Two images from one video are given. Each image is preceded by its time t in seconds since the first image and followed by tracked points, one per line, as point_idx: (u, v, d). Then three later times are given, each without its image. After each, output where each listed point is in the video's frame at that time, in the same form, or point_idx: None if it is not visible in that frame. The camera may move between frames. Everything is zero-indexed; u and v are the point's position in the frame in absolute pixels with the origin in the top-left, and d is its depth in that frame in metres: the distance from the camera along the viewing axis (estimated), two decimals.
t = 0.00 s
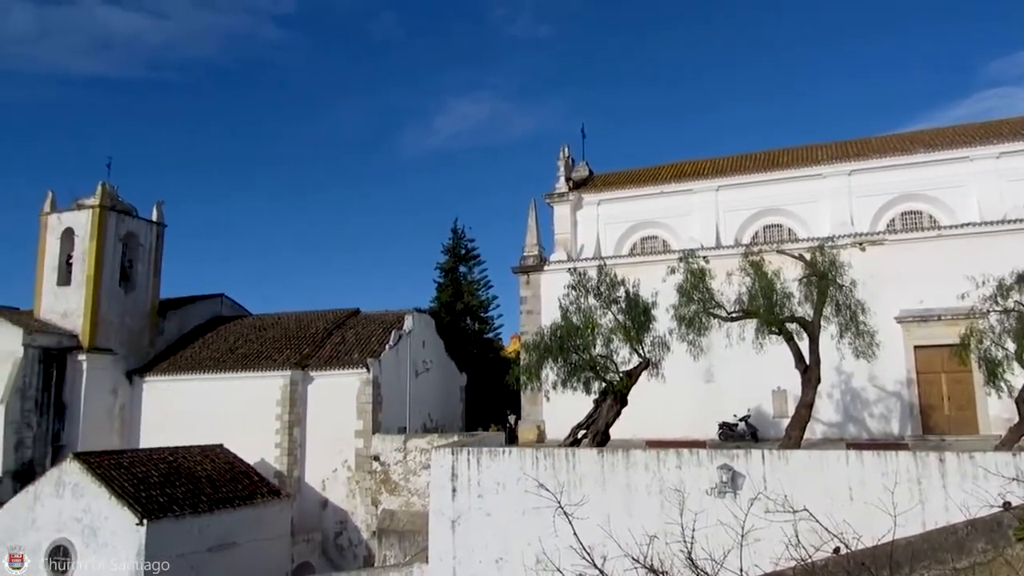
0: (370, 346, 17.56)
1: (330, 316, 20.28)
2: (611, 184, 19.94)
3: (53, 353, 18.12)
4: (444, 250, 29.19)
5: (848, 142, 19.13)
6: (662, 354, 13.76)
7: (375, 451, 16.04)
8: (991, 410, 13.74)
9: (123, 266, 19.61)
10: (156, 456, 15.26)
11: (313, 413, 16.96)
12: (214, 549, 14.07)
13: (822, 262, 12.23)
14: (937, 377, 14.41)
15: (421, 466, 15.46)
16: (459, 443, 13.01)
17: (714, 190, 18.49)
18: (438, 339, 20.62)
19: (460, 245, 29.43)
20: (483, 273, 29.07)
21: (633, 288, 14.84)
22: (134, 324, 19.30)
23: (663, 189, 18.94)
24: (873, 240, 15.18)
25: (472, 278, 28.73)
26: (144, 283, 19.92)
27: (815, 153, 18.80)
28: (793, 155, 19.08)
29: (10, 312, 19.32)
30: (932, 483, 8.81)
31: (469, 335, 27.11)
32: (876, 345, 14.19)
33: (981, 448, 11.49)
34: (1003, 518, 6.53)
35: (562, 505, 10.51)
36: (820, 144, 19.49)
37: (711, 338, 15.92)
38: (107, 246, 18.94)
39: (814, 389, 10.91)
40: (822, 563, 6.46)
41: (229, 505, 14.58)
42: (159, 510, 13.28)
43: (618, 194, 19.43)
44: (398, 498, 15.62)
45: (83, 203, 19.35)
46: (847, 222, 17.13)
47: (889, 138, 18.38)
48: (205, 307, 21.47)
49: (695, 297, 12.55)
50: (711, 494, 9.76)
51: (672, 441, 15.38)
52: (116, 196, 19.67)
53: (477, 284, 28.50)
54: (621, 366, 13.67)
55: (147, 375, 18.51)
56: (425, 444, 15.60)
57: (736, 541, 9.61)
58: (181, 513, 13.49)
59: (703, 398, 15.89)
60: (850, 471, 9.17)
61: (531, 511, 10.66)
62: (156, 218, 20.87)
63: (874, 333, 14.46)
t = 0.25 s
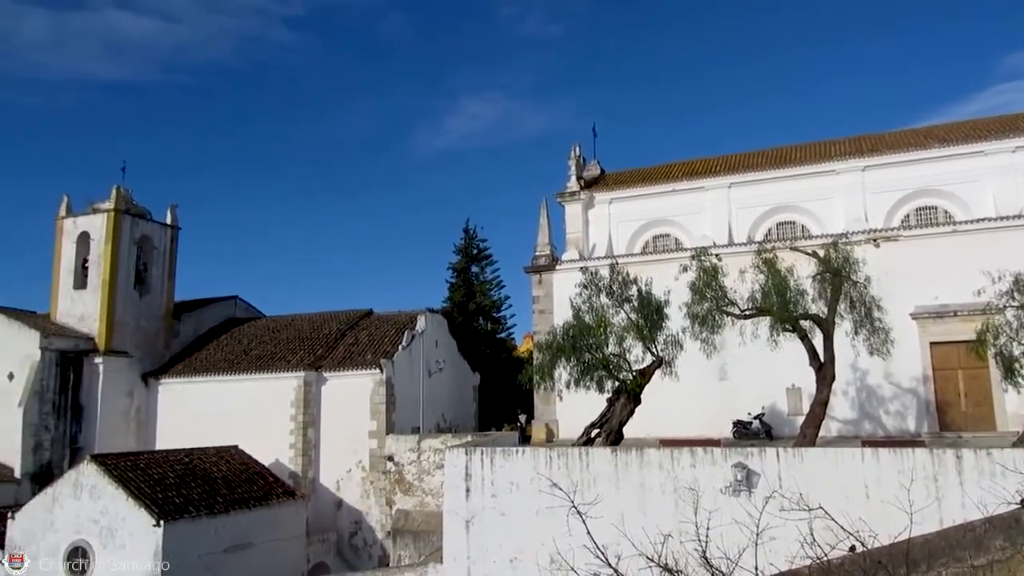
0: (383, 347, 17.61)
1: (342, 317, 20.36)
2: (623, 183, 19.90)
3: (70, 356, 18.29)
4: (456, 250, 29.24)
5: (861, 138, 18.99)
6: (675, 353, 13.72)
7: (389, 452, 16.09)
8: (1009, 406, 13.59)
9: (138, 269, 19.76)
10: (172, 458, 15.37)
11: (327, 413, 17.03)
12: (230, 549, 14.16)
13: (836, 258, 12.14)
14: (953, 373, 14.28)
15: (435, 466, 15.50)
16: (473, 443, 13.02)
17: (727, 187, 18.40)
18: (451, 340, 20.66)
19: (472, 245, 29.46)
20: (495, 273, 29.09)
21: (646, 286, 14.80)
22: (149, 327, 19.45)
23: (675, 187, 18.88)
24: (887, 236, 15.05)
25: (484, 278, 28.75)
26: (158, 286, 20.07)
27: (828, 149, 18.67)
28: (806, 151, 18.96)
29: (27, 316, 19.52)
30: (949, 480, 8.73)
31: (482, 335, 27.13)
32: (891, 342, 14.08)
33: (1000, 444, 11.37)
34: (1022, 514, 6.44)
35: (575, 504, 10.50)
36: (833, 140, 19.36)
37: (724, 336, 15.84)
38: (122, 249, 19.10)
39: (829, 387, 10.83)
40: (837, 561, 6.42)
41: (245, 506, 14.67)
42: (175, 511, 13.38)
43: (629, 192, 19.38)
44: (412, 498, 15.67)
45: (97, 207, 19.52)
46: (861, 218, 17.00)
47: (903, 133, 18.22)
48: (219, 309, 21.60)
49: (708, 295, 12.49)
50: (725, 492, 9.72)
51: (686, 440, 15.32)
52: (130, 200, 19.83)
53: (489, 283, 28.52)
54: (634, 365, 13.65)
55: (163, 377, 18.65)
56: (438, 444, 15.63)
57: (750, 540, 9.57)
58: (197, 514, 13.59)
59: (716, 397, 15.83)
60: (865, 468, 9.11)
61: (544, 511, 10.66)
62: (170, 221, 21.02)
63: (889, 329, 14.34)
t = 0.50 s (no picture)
0: (397, 347, 17.67)
1: (356, 318, 20.44)
2: (635, 181, 19.85)
3: (87, 357, 18.46)
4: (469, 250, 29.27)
5: (876, 133, 18.84)
6: (689, 351, 13.68)
7: (403, 451, 16.14)
8: None
9: (153, 271, 19.93)
10: (188, 458, 15.50)
11: (342, 413, 17.11)
12: (246, 549, 14.27)
13: (851, 255, 12.05)
14: (971, 370, 14.13)
15: (449, 466, 15.54)
16: (487, 442, 13.04)
17: (740, 184, 18.31)
18: (465, 339, 20.69)
19: (485, 245, 29.49)
20: (508, 272, 29.10)
21: (659, 284, 14.76)
22: (165, 328, 19.62)
23: (688, 185, 18.81)
24: (903, 232, 14.93)
25: (497, 278, 28.77)
26: (174, 287, 20.23)
27: (843, 145, 18.53)
28: (820, 147, 18.83)
29: (45, 318, 19.74)
30: (967, 479, 8.64)
31: (495, 334, 27.15)
32: (907, 339, 13.96)
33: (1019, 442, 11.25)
34: None
35: (590, 503, 10.49)
36: (847, 136, 19.22)
37: (739, 334, 15.77)
38: (138, 252, 19.27)
39: (844, 385, 10.76)
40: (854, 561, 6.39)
41: (261, 505, 14.77)
42: (192, 510, 13.49)
43: (642, 191, 19.33)
44: (426, 497, 15.71)
45: (114, 210, 19.70)
46: (876, 214, 16.87)
47: (918, 128, 18.05)
48: (234, 310, 21.73)
49: (722, 293, 12.44)
50: (740, 491, 9.68)
51: (701, 439, 15.27)
52: (146, 202, 20.00)
53: (502, 283, 28.52)
54: (647, 364, 13.61)
55: (179, 378, 18.80)
56: (453, 443, 15.66)
57: (766, 539, 9.53)
58: (214, 514, 13.70)
59: (731, 395, 15.76)
60: (882, 467, 9.04)
61: (559, 510, 10.65)
62: (185, 223, 21.18)
63: (905, 327, 14.22)
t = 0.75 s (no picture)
0: (413, 347, 17.72)
1: (372, 318, 20.51)
2: (650, 179, 19.77)
3: (108, 359, 18.66)
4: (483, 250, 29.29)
5: (894, 128, 18.65)
6: (706, 350, 13.63)
7: (420, 451, 16.19)
8: None
9: (171, 274, 20.11)
10: (208, 459, 15.64)
11: (359, 414, 17.19)
12: (266, 549, 14.38)
13: (869, 252, 11.93)
14: (991, 366, 13.93)
15: (466, 465, 15.57)
16: (503, 442, 13.05)
17: (756, 181, 18.19)
18: (480, 339, 20.72)
19: (499, 244, 29.50)
20: (523, 271, 29.10)
21: (675, 283, 14.70)
22: (183, 330, 19.80)
23: (703, 182, 18.71)
24: (922, 228, 14.76)
25: (512, 277, 28.77)
26: (192, 290, 20.40)
27: (860, 140, 18.36)
28: (836, 143, 18.67)
29: (66, 321, 19.98)
30: (989, 477, 8.51)
31: (511, 334, 27.15)
32: (926, 336, 13.81)
33: None
34: None
35: (607, 502, 10.46)
36: (864, 131, 19.04)
37: (756, 332, 15.68)
38: (156, 255, 19.46)
39: (863, 382, 10.66)
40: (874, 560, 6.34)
41: (280, 505, 14.88)
42: (212, 510, 13.61)
43: (657, 189, 19.25)
44: (443, 497, 15.75)
45: (132, 213, 19.91)
46: (895, 210, 16.70)
47: (936, 122, 17.85)
48: (251, 311, 21.88)
49: (739, 290, 12.36)
50: (759, 490, 9.63)
51: (718, 438, 15.19)
52: (164, 206, 20.19)
53: (517, 282, 28.51)
54: (664, 362, 13.57)
55: (198, 380, 18.96)
56: (469, 443, 15.68)
57: (785, 538, 9.47)
58: (234, 514, 13.81)
59: (748, 393, 15.67)
60: (902, 465, 8.96)
61: (576, 509, 10.64)
62: (202, 226, 21.36)
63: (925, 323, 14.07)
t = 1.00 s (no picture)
0: (430, 346, 17.77)
1: (389, 317, 20.59)
2: (666, 177, 19.68)
3: (128, 359, 18.87)
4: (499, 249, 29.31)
5: (914, 124, 18.44)
6: (723, 348, 13.56)
7: (437, 450, 16.23)
8: None
9: (190, 274, 20.30)
10: (226, 457, 15.78)
11: (376, 412, 17.27)
12: (284, 546, 14.48)
13: (889, 249, 11.79)
14: (1014, 366, 13.81)
15: (483, 464, 15.60)
16: (519, 440, 13.07)
17: (773, 178, 18.05)
18: (497, 338, 20.74)
19: (515, 243, 29.50)
20: (539, 270, 29.08)
21: (692, 281, 14.63)
22: (202, 329, 19.99)
23: (720, 180, 18.60)
24: (942, 225, 14.57)
25: (528, 276, 28.76)
26: (210, 289, 20.58)
27: (879, 137, 18.17)
28: (855, 140, 18.49)
29: (87, 321, 20.23)
30: (1012, 478, 8.37)
31: (527, 333, 27.14)
32: (947, 334, 13.65)
33: None
34: None
35: (623, 502, 10.43)
36: (883, 127, 18.84)
37: (774, 330, 15.57)
38: (175, 255, 19.66)
39: (883, 381, 10.55)
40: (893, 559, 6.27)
41: (298, 503, 14.98)
42: (231, 508, 13.72)
43: (673, 186, 19.16)
44: (460, 495, 15.78)
45: (151, 214, 20.12)
46: (914, 207, 16.52)
47: (957, 118, 17.64)
48: (269, 311, 22.04)
49: (756, 289, 12.27)
50: (777, 490, 9.56)
51: (736, 437, 15.11)
52: (182, 207, 20.39)
53: (533, 281, 28.50)
54: (681, 361, 13.51)
55: (217, 379, 19.13)
56: (486, 442, 15.69)
57: (803, 538, 9.40)
58: (252, 512, 13.92)
59: (766, 392, 15.56)
60: (922, 465, 8.85)
61: (592, 508, 10.62)
62: (221, 226, 21.54)
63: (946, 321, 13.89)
